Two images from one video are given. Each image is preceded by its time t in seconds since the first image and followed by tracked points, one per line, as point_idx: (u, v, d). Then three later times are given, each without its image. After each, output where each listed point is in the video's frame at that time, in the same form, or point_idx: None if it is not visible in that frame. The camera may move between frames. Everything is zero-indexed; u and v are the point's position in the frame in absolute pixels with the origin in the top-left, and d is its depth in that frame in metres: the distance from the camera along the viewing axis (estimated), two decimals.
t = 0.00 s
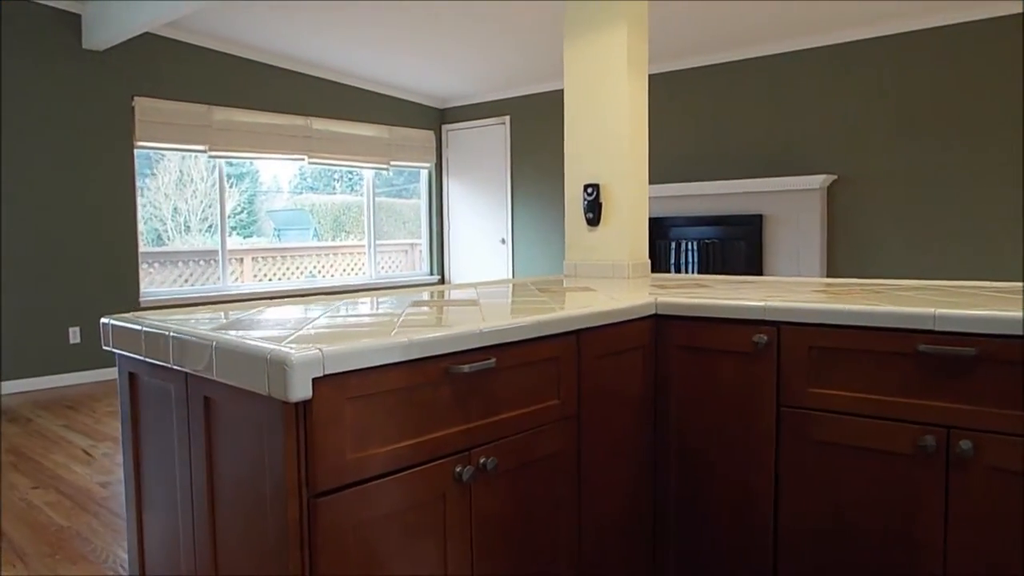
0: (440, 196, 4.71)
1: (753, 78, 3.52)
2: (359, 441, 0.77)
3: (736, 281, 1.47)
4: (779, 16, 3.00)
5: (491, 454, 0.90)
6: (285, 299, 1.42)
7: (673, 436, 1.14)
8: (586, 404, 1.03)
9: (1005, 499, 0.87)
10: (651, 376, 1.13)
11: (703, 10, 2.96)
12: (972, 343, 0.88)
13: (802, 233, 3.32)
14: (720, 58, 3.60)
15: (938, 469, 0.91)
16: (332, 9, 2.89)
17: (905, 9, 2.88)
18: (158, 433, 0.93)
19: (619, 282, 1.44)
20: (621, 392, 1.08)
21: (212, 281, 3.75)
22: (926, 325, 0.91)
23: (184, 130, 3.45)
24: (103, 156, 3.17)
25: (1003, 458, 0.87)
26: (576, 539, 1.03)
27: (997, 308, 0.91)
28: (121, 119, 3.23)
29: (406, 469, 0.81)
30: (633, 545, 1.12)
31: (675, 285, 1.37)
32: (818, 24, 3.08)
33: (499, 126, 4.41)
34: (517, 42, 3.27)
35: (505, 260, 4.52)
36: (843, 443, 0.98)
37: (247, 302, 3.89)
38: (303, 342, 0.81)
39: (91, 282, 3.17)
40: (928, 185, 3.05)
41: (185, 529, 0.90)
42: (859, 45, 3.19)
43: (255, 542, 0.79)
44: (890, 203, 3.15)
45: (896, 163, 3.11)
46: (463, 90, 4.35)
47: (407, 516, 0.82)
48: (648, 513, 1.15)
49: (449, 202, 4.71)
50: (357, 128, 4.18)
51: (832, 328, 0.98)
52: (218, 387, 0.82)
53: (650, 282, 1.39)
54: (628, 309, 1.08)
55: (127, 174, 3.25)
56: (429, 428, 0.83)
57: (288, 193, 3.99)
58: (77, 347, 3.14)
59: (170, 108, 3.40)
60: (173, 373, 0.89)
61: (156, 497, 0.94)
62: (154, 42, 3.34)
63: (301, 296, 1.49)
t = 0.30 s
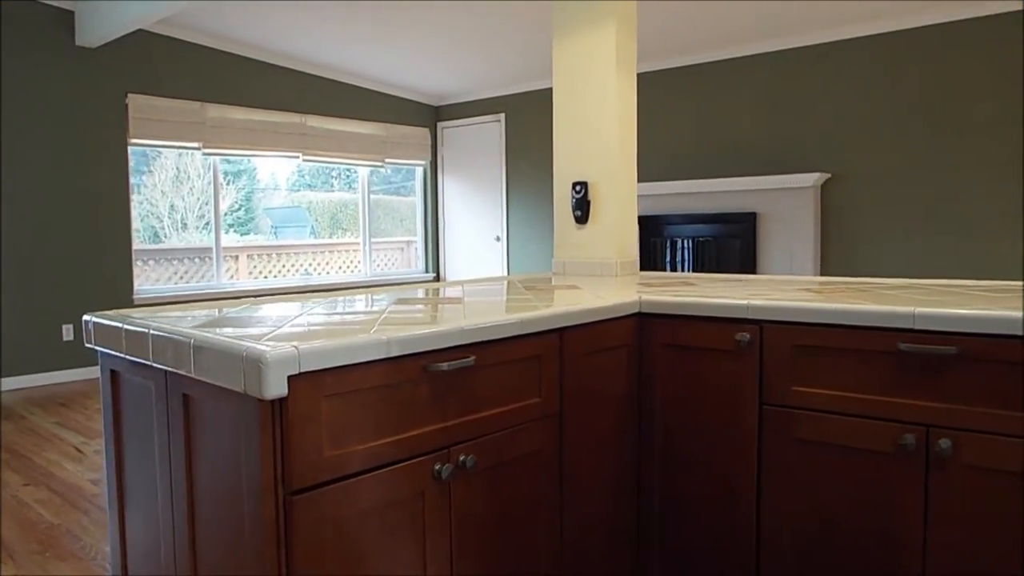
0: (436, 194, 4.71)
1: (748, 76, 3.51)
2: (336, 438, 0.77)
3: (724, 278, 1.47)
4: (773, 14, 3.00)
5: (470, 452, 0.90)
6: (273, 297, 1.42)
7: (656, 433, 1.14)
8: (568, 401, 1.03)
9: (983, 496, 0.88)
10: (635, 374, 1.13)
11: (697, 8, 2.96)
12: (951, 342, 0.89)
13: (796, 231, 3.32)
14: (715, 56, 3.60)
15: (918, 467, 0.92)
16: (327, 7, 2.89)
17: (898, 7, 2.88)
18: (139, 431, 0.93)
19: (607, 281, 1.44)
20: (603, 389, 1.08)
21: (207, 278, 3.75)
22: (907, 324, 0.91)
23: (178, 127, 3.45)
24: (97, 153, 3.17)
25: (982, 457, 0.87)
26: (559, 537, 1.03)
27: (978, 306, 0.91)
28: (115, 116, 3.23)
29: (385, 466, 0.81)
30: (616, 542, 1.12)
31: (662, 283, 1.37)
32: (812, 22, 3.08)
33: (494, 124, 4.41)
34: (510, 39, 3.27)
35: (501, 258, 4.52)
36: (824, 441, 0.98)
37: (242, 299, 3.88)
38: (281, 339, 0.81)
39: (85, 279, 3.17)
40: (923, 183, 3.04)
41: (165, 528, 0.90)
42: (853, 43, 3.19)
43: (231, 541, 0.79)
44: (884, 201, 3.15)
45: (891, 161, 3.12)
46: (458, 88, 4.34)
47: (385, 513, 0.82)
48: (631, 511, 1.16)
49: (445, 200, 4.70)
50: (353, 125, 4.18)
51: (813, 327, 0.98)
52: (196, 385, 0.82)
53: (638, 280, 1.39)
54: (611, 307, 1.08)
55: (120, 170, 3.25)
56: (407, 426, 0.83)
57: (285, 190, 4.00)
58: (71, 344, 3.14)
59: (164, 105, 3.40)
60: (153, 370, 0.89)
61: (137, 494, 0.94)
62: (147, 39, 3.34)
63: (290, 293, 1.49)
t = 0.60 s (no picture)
0: (430, 191, 4.70)
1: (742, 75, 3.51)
2: (312, 436, 0.77)
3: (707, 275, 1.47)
4: (766, 12, 3.00)
5: (447, 450, 0.90)
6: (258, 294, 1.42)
7: (638, 432, 1.14)
8: (548, 400, 1.03)
9: (958, 495, 0.88)
10: (617, 372, 1.13)
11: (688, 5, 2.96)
12: (928, 341, 0.89)
13: (789, 229, 3.32)
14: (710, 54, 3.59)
15: (895, 466, 0.92)
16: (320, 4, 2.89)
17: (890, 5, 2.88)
18: (117, 427, 0.93)
19: (592, 279, 1.44)
20: (584, 389, 1.09)
21: (201, 276, 3.75)
22: (884, 324, 0.91)
23: (172, 124, 3.45)
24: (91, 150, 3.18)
25: (958, 455, 0.87)
26: (539, 535, 1.04)
27: (954, 306, 0.91)
28: (108, 113, 3.23)
29: (362, 462, 0.82)
30: (597, 540, 1.13)
31: (646, 282, 1.37)
32: (804, 20, 3.08)
33: (489, 122, 4.41)
34: (503, 37, 3.27)
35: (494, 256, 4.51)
36: (802, 439, 0.98)
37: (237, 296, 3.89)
38: (256, 336, 0.81)
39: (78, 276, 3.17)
40: (917, 182, 3.04)
41: (142, 525, 0.90)
42: (846, 41, 3.19)
43: (204, 538, 0.79)
44: (877, 199, 3.15)
45: (884, 159, 3.12)
46: (453, 86, 4.34)
47: (361, 510, 0.82)
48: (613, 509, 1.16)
49: (439, 197, 4.70)
50: (347, 123, 4.17)
51: (792, 325, 0.98)
52: (172, 382, 0.82)
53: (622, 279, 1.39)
54: (592, 305, 1.08)
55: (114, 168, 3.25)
56: (383, 424, 0.84)
57: (283, 187, 4.02)
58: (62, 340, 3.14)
59: (157, 102, 3.40)
60: (130, 368, 0.89)
61: (115, 491, 0.94)
62: (140, 36, 3.34)
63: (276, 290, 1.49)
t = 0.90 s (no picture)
0: (425, 189, 4.69)
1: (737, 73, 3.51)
2: (289, 435, 0.77)
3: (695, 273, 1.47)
4: (759, 10, 3.00)
5: (427, 448, 0.90)
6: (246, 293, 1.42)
7: (621, 431, 1.14)
8: (530, 399, 1.03)
9: (936, 494, 0.88)
10: (600, 371, 1.13)
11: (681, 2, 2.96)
12: (906, 340, 0.89)
13: (783, 228, 3.32)
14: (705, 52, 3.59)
15: (874, 465, 0.92)
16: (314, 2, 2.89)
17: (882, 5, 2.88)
18: (97, 427, 0.93)
19: (579, 277, 1.44)
20: (566, 387, 1.09)
21: (194, 274, 3.75)
22: (864, 323, 0.91)
23: (165, 122, 3.44)
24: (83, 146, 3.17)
25: (936, 455, 0.88)
26: (521, 533, 1.04)
27: (933, 305, 0.91)
28: (100, 109, 3.23)
29: (340, 461, 0.82)
30: (580, 538, 1.13)
31: (633, 281, 1.37)
32: (797, 19, 3.08)
33: (484, 120, 4.40)
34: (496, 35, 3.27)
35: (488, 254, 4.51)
36: (783, 439, 0.99)
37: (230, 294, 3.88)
38: (233, 334, 0.81)
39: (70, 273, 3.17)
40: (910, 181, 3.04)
41: (121, 524, 0.90)
42: (840, 40, 3.20)
43: (181, 537, 0.80)
44: (871, 198, 3.15)
45: (878, 158, 3.11)
46: (447, 84, 4.33)
47: (338, 508, 0.82)
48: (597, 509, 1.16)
49: (434, 195, 4.69)
50: (341, 121, 4.17)
51: (772, 324, 0.98)
52: (149, 381, 0.82)
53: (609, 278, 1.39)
54: (575, 304, 1.08)
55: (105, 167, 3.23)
56: (361, 423, 0.84)
57: (281, 185, 4.03)
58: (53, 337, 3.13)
59: (150, 99, 3.40)
60: (110, 367, 0.89)
61: (96, 491, 0.95)
62: (134, 33, 3.34)
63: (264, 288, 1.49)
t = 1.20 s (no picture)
0: (420, 186, 4.69)
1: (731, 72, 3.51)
2: (264, 433, 0.77)
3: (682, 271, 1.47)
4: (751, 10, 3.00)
5: (405, 446, 0.90)
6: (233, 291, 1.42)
7: (604, 430, 1.14)
8: (511, 398, 1.03)
9: (914, 494, 0.88)
10: (583, 371, 1.13)
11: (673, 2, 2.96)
12: (884, 339, 0.89)
13: (776, 228, 3.32)
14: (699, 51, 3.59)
15: (853, 465, 0.92)
16: None
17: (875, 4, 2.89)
18: (76, 425, 0.93)
19: (566, 276, 1.44)
20: (548, 386, 1.09)
21: (188, 272, 3.75)
22: (842, 322, 0.91)
23: (158, 120, 3.44)
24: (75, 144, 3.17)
25: (914, 455, 0.88)
26: (502, 532, 1.04)
27: (912, 305, 0.91)
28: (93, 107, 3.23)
29: (316, 459, 0.82)
30: (562, 537, 1.13)
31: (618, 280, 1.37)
32: (791, 18, 3.09)
33: (479, 118, 4.40)
34: (490, 33, 3.27)
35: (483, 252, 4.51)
36: (763, 438, 0.99)
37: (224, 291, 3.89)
38: (209, 332, 0.80)
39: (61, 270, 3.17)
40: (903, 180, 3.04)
41: (101, 524, 0.90)
42: (833, 39, 3.20)
43: (157, 534, 0.80)
44: (864, 197, 3.16)
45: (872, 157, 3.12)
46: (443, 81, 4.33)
47: (314, 507, 0.82)
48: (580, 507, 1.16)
49: (429, 193, 4.68)
50: (335, 119, 4.17)
51: (753, 324, 0.98)
52: (125, 378, 0.82)
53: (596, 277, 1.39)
54: (557, 303, 1.08)
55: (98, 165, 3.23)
56: (338, 421, 0.84)
57: (278, 183, 4.04)
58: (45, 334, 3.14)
59: (143, 97, 3.40)
60: (88, 364, 0.89)
61: (75, 489, 0.95)
62: (127, 31, 3.34)
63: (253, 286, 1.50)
